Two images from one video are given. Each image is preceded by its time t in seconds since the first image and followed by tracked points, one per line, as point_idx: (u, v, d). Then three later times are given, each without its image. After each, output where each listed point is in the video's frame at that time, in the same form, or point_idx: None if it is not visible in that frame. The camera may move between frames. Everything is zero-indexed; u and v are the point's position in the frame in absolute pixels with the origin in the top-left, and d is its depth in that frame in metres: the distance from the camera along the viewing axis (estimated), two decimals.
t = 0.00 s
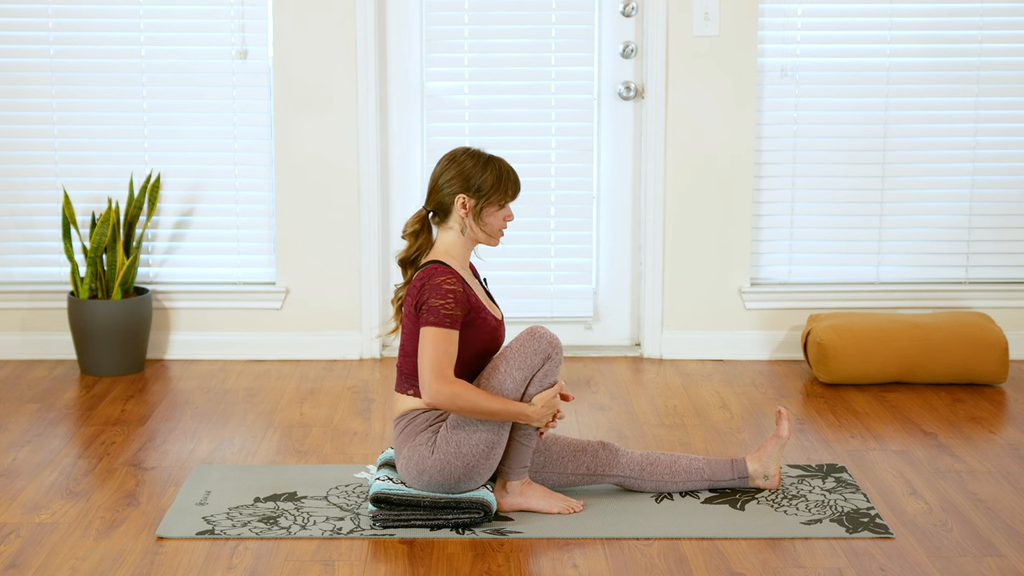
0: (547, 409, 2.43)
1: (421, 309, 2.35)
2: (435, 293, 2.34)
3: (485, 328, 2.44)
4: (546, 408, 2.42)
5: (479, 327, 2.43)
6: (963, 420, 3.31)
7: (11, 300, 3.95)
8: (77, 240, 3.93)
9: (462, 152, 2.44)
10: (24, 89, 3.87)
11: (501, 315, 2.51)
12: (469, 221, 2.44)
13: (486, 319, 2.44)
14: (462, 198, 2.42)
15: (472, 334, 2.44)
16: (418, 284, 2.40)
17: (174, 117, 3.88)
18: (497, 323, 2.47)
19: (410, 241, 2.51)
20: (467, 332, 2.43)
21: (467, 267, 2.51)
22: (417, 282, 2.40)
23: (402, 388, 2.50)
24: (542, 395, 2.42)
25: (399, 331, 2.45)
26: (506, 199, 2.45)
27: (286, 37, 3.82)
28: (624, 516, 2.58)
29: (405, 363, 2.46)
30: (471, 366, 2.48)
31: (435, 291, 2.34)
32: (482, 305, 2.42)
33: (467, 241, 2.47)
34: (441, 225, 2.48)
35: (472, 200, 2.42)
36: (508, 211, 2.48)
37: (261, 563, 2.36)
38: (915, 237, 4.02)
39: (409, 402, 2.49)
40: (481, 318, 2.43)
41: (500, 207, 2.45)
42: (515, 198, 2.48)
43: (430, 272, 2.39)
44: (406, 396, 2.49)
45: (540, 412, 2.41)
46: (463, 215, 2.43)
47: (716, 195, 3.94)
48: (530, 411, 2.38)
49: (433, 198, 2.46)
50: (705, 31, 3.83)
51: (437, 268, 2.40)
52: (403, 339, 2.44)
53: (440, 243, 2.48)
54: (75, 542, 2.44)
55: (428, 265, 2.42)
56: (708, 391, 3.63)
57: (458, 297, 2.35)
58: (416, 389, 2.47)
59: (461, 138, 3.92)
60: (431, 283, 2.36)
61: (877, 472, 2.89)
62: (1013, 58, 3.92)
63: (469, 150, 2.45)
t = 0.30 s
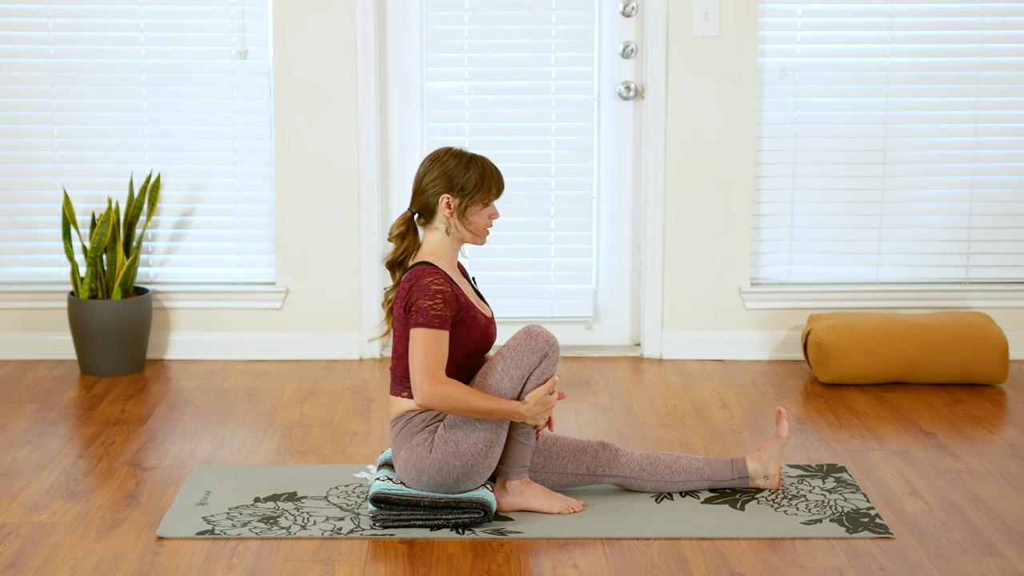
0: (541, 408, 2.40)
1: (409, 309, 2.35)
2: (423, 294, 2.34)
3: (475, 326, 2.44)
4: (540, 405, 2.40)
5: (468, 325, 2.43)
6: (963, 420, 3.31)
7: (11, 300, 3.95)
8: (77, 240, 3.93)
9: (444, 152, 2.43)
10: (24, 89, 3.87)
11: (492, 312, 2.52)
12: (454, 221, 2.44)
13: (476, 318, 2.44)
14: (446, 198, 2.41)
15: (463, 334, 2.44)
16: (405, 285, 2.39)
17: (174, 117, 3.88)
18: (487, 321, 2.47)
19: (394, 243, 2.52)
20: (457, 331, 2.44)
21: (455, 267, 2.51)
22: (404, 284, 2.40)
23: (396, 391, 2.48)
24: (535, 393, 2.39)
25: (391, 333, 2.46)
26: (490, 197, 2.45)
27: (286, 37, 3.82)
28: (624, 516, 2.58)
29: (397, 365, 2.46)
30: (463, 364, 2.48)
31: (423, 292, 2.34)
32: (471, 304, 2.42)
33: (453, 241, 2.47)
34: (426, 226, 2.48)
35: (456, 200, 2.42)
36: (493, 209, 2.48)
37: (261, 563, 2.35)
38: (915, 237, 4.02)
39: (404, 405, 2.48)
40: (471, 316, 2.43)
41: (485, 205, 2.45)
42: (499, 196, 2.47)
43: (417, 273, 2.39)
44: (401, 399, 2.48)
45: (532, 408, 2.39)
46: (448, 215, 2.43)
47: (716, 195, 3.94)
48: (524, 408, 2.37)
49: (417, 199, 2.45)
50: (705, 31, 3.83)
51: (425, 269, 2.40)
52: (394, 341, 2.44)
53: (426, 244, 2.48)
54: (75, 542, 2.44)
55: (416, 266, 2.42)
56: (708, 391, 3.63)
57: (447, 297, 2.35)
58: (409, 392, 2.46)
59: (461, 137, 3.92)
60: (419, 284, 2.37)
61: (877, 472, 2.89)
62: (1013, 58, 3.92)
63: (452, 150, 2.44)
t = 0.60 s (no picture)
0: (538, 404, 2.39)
1: (399, 312, 2.35)
2: (411, 296, 2.34)
3: (465, 325, 2.44)
4: (536, 399, 2.38)
5: (458, 325, 2.43)
6: (963, 420, 3.31)
7: (11, 299, 3.95)
8: (77, 240, 3.93)
9: (425, 154, 2.44)
10: (24, 89, 3.87)
11: (481, 311, 2.52)
12: (439, 222, 2.44)
13: (466, 317, 2.44)
14: (431, 199, 2.41)
15: (455, 333, 2.44)
16: (394, 289, 2.40)
17: (174, 117, 3.88)
18: (477, 320, 2.47)
19: (382, 246, 2.52)
20: (448, 332, 2.44)
21: (443, 268, 2.52)
22: (392, 287, 2.41)
23: (391, 394, 2.49)
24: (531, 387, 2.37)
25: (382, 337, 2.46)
26: (474, 196, 2.45)
27: (286, 37, 3.82)
28: (624, 516, 2.58)
29: (389, 368, 2.46)
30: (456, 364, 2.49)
31: (411, 294, 2.34)
32: (460, 303, 2.43)
33: (439, 242, 2.47)
34: (412, 229, 2.48)
35: (440, 201, 2.42)
36: (478, 208, 2.48)
37: (261, 563, 2.35)
38: (915, 237, 4.02)
39: (400, 407, 2.48)
40: (461, 316, 2.43)
41: (469, 204, 2.45)
42: (483, 193, 2.47)
43: (404, 276, 2.40)
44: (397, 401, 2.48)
45: (528, 402, 2.37)
46: (433, 216, 2.43)
47: (716, 195, 3.94)
48: (518, 403, 2.36)
49: (402, 202, 2.46)
50: (705, 31, 3.83)
51: (411, 271, 2.40)
52: (385, 344, 2.44)
53: (413, 246, 2.48)
54: (75, 542, 2.44)
55: (402, 269, 2.42)
56: (708, 391, 3.63)
57: (435, 298, 2.35)
58: (404, 394, 2.46)
59: (461, 138, 3.92)
60: (406, 287, 2.37)
61: (877, 472, 2.89)
62: (1013, 58, 3.92)
63: (433, 151, 2.44)
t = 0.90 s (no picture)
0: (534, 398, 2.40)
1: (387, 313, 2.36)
2: (399, 296, 2.35)
3: (456, 324, 2.45)
4: (531, 393, 2.39)
5: (449, 324, 2.44)
6: (963, 420, 3.31)
7: (11, 300, 3.95)
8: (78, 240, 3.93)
9: (408, 156, 2.45)
10: (24, 89, 3.87)
11: (471, 310, 2.53)
12: (424, 222, 2.45)
13: (456, 316, 2.44)
14: (415, 200, 2.42)
15: (446, 333, 2.45)
16: (382, 291, 2.41)
17: (173, 117, 3.88)
18: (467, 318, 2.48)
19: (369, 250, 2.52)
20: (439, 332, 2.44)
21: (431, 269, 2.52)
22: (380, 289, 2.41)
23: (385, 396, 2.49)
24: (524, 382, 2.39)
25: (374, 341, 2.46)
26: (458, 195, 2.45)
27: (286, 37, 3.82)
28: (624, 516, 2.58)
29: (383, 371, 2.48)
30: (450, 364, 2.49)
31: (399, 295, 2.35)
32: (449, 302, 2.43)
33: (426, 242, 2.47)
34: (398, 231, 2.49)
35: (424, 201, 2.42)
36: (463, 206, 2.48)
37: (261, 563, 2.35)
38: (915, 237, 4.02)
39: (395, 409, 2.49)
40: (451, 315, 2.43)
41: (454, 203, 2.45)
42: (467, 192, 2.47)
43: (391, 277, 2.40)
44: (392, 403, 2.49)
45: (522, 396, 2.38)
46: (417, 217, 2.43)
47: (716, 195, 3.94)
48: (512, 398, 2.36)
49: (387, 204, 2.46)
50: (705, 31, 3.83)
51: (399, 272, 2.41)
52: (377, 348, 2.45)
53: (399, 249, 2.49)
54: (75, 542, 2.44)
55: (390, 271, 2.43)
56: (708, 391, 3.63)
57: (423, 297, 2.36)
58: (398, 396, 2.47)
59: (461, 138, 3.92)
60: (394, 288, 2.38)
61: (877, 472, 2.89)
62: (1013, 58, 3.92)
63: (416, 152, 2.46)
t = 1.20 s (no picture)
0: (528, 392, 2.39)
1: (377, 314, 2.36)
2: (387, 298, 2.35)
3: (447, 322, 2.45)
4: (525, 387, 2.38)
5: (440, 323, 2.44)
6: (963, 420, 3.31)
7: (11, 300, 3.95)
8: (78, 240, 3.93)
9: (393, 158, 2.45)
10: (23, 89, 3.87)
11: (462, 309, 2.53)
12: (410, 223, 2.45)
13: (446, 314, 2.45)
14: (400, 201, 2.42)
15: (437, 331, 2.45)
16: (370, 293, 2.41)
17: (174, 117, 3.88)
18: (458, 317, 2.48)
19: (356, 253, 2.53)
20: (430, 331, 2.45)
21: (419, 270, 2.52)
22: (368, 292, 2.42)
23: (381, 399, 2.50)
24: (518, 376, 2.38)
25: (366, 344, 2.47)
26: (443, 196, 2.45)
27: (286, 37, 3.82)
28: (625, 516, 2.58)
29: (376, 374, 2.49)
30: (443, 363, 2.49)
31: (387, 296, 2.35)
32: (438, 301, 2.44)
33: (413, 244, 2.47)
34: (384, 233, 2.49)
35: (409, 203, 2.43)
36: (449, 206, 2.48)
37: (261, 563, 2.35)
38: (915, 237, 4.02)
39: (391, 411, 2.50)
40: (441, 314, 2.44)
41: (440, 203, 2.45)
42: (453, 192, 2.48)
43: (379, 279, 2.41)
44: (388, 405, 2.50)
45: (515, 390, 2.37)
46: (403, 218, 2.44)
47: (716, 195, 3.94)
48: (506, 393, 2.36)
49: (373, 206, 2.47)
50: (705, 31, 3.83)
51: (386, 274, 2.41)
52: (370, 351, 2.46)
53: (386, 250, 2.49)
54: (75, 542, 2.44)
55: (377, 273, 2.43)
56: (708, 391, 3.63)
57: (411, 297, 2.36)
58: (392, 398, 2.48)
59: (461, 138, 3.92)
60: (381, 289, 2.38)
61: (876, 472, 2.89)
62: (1013, 58, 3.92)
63: (400, 154, 2.46)
